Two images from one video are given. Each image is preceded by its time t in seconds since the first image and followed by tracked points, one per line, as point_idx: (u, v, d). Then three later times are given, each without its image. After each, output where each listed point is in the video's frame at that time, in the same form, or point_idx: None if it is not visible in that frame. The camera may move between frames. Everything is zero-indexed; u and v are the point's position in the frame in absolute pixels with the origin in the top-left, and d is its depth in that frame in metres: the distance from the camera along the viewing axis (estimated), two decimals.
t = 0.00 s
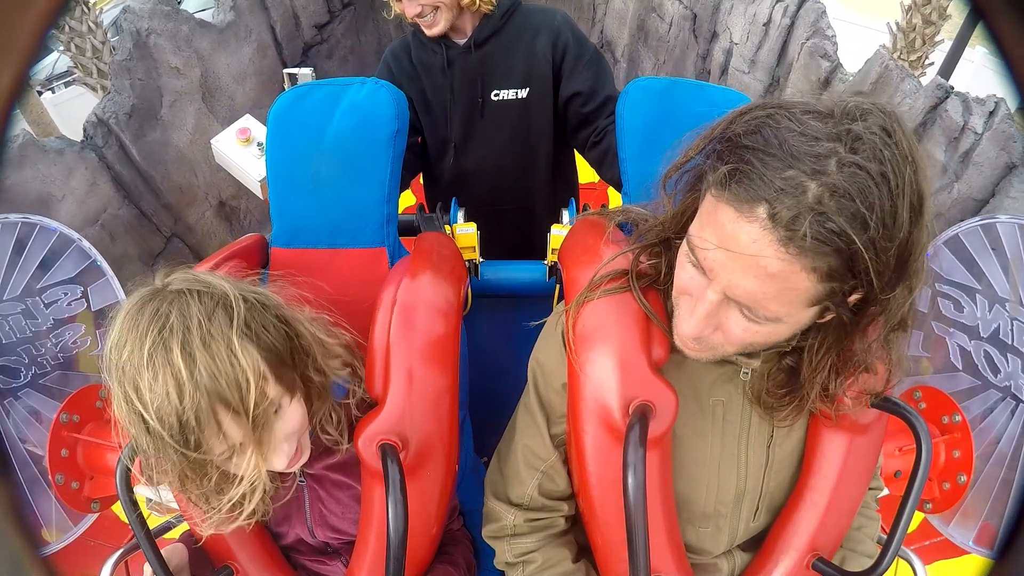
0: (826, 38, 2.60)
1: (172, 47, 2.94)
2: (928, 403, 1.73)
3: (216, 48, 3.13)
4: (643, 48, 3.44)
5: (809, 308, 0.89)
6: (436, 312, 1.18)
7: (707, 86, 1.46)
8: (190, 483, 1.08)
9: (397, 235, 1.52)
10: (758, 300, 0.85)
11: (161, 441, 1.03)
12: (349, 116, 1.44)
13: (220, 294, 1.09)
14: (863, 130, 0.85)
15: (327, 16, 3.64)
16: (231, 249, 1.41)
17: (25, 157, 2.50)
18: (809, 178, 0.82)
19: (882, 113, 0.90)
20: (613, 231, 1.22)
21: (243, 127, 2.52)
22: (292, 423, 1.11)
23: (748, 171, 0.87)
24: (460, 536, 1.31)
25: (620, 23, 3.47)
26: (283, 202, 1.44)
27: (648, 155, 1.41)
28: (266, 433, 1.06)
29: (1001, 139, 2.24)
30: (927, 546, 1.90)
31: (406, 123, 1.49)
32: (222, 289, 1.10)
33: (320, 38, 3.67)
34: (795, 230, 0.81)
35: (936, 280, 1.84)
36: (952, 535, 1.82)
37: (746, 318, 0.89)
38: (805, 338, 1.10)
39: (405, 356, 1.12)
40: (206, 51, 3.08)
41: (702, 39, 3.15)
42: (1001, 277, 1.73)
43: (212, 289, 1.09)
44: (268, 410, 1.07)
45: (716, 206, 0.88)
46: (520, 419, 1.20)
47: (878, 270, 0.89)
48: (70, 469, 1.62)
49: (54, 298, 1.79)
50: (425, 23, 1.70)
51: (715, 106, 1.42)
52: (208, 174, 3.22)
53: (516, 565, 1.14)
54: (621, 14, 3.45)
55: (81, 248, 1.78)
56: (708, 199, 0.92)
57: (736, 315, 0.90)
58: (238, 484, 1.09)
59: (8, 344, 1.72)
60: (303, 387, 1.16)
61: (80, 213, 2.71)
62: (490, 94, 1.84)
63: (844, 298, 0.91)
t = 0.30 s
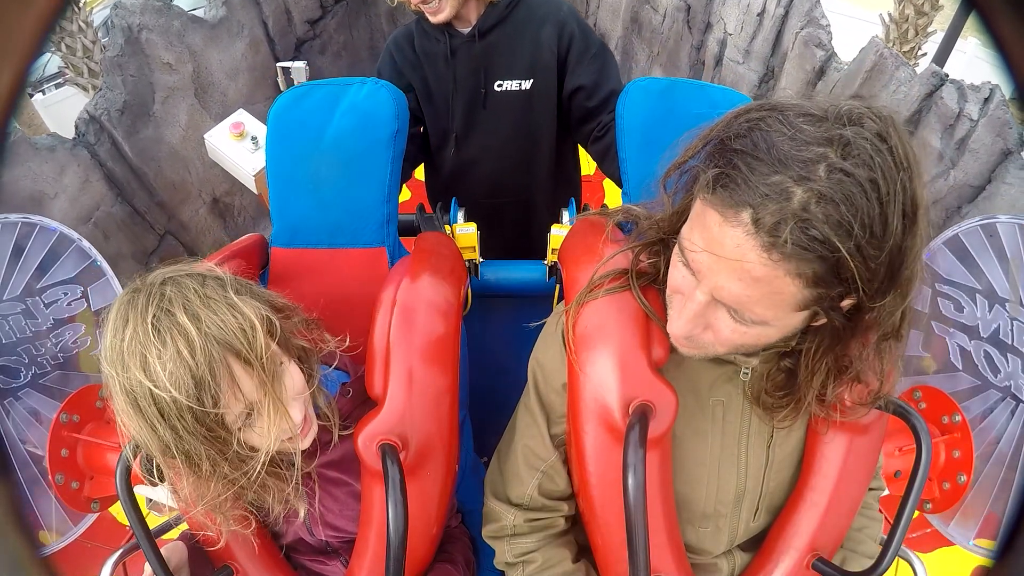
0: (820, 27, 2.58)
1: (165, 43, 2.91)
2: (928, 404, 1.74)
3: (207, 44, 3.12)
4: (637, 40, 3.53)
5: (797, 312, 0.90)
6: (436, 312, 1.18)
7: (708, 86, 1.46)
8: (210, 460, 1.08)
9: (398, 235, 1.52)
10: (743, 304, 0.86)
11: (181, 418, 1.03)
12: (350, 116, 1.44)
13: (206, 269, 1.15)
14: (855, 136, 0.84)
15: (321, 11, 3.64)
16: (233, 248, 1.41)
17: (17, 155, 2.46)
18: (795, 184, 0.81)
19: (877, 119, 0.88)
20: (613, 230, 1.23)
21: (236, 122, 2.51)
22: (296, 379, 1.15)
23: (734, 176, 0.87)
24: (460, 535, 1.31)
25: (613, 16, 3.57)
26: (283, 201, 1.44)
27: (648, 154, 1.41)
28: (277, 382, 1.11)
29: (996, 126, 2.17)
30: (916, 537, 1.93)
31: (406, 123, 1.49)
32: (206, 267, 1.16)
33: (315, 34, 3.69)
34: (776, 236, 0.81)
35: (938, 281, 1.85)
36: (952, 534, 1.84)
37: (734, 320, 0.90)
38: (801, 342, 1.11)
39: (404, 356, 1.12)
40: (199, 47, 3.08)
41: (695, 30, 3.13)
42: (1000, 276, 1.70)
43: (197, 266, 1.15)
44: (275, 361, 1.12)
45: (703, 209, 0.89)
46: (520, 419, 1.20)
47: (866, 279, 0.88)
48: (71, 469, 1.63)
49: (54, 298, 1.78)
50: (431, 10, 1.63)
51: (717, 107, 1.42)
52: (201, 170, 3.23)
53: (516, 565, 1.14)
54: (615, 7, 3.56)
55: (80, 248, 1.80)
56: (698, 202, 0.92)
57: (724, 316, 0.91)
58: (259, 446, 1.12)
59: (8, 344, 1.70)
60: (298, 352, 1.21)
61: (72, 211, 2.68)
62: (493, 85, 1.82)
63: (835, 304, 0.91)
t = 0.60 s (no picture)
0: (822, 20, 2.61)
1: (167, 32, 2.93)
2: (928, 404, 1.75)
3: (210, 34, 3.12)
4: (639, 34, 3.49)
5: (794, 313, 0.90)
6: (436, 312, 1.18)
7: (708, 86, 1.46)
8: (212, 456, 1.08)
9: (397, 234, 1.52)
10: (740, 305, 0.86)
11: (186, 413, 1.03)
12: (349, 115, 1.44)
13: (211, 265, 1.16)
14: (851, 137, 0.84)
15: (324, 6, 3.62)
16: (234, 248, 1.41)
17: (19, 143, 2.51)
18: (791, 187, 0.81)
19: (873, 118, 0.88)
20: (613, 230, 1.23)
21: (239, 110, 2.52)
22: (300, 375, 1.16)
23: (729, 179, 0.87)
24: (459, 535, 1.31)
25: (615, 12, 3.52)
26: (283, 201, 1.44)
27: (649, 152, 1.41)
28: (282, 379, 1.11)
29: (999, 117, 2.14)
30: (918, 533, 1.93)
31: (406, 123, 1.49)
32: (211, 263, 1.17)
33: (317, 26, 3.65)
34: (772, 239, 0.81)
35: (938, 281, 1.84)
36: (952, 535, 1.83)
37: (732, 321, 0.90)
38: (801, 343, 1.10)
39: (404, 356, 1.12)
40: (201, 37, 3.09)
41: (698, 23, 3.14)
42: (1001, 276, 1.71)
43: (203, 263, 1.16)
44: (280, 357, 1.12)
45: (699, 213, 0.89)
46: (521, 419, 1.20)
47: (865, 279, 0.88)
48: (70, 469, 1.64)
49: (54, 298, 1.77)
50: None
51: (716, 106, 1.42)
52: (203, 161, 3.18)
53: (516, 565, 1.14)
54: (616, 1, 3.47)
55: (81, 248, 1.79)
56: (694, 206, 0.92)
57: (723, 317, 0.91)
58: (263, 442, 1.12)
59: (8, 344, 1.70)
60: (301, 349, 1.21)
61: (73, 200, 2.70)
62: (506, 75, 1.80)
63: (834, 303, 0.91)
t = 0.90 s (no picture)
0: (829, 16, 2.56)
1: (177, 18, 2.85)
2: (929, 404, 1.80)
3: (221, 22, 3.06)
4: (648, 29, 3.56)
5: (795, 311, 0.89)
6: (436, 312, 1.18)
7: (710, 86, 1.45)
8: (214, 456, 1.08)
9: (397, 234, 1.52)
10: (740, 305, 0.86)
11: (188, 414, 1.03)
12: (349, 114, 1.44)
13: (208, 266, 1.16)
14: (850, 135, 0.84)
15: None
16: (233, 248, 1.40)
17: (26, 121, 2.44)
18: (792, 185, 0.81)
19: (872, 116, 0.88)
20: (613, 229, 1.22)
21: (248, 93, 2.51)
22: (300, 373, 1.16)
23: (730, 178, 0.86)
24: (459, 534, 1.31)
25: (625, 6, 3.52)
26: (283, 200, 1.44)
27: (651, 152, 1.41)
28: (282, 377, 1.11)
29: (1004, 113, 2.12)
30: (922, 531, 1.94)
31: (406, 122, 1.49)
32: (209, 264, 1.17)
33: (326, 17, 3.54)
34: (773, 238, 0.81)
35: (938, 280, 1.84)
36: (952, 534, 1.83)
37: (732, 320, 0.90)
38: (801, 340, 1.10)
39: (404, 356, 1.12)
40: (212, 23, 3.02)
41: (706, 19, 3.15)
42: (1000, 275, 1.70)
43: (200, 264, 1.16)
44: (280, 356, 1.12)
45: (700, 213, 0.89)
46: (520, 419, 1.20)
47: (865, 277, 0.88)
48: (70, 468, 1.73)
49: (54, 297, 1.75)
50: None
51: (716, 106, 1.42)
52: (211, 147, 3.13)
53: (515, 565, 1.14)
54: None
55: (80, 247, 1.79)
56: (695, 205, 0.91)
57: (723, 317, 0.90)
58: (265, 441, 1.12)
59: (7, 343, 1.67)
60: (300, 348, 1.21)
61: (80, 181, 2.66)
62: (523, 62, 1.79)
63: (835, 301, 0.90)
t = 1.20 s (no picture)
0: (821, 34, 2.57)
1: (195, 32, 2.83)
2: (929, 404, 1.75)
3: (236, 38, 3.05)
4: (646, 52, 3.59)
5: (793, 305, 0.89)
6: (436, 312, 1.18)
7: (709, 87, 1.45)
8: (205, 460, 1.08)
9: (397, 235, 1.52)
10: (734, 300, 0.86)
11: (179, 417, 1.03)
12: (349, 115, 1.44)
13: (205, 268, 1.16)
14: (836, 126, 0.84)
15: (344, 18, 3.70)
16: (233, 249, 1.40)
17: (43, 126, 2.37)
18: (777, 178, 0.82)
19: (860, 108, 0.88)
20: (612, 229, 1.22)
21: (259, 106, 2.54)
22: (295, 377, 1.16)
23: (716, 174, 0.87)
24: (458, 534, 1.31)
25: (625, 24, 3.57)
26: (283, 200, 1.44)
27: (650, 152, 1.41)
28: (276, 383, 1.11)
29: (993, 118, 2.10)
30: (926, 539, 1.91)
31: (406, 122, 1.49)
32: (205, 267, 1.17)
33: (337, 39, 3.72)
34: (760, 229, 0.81)
35: (937, 281, 1.83)
36: (952, 535, 1.83)
37: (728, 318, 0.90)
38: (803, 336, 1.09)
39: (404, 356, 1.12)
40: (227, 40, 3.00)
41: (703, 41, 3.18)
42: (1001, 276, 1.70)
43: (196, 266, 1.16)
44: (274, 360, 1.12)
45: (690, 211, 0.90)
46: (520, 420, 1.20)
47: (857, 267, 0.88)
48: (70, 469, 1.65)
49: (54, 297, 1.76)
50: None
51: (716, 106, 1.42)
52: (222, 159, 3.11)
53: (514, 565, 1.14)
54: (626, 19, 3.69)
55: (80, 248, 1.78)
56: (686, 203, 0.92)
57: (720, 314, 0.90)
58: (258, 446, 1.12)
59: (7, 344, 1.69)
60: (295, 352, 1.21)
61: (95, 185, 2.59)
62: (528, 75, 1.78)
63: (831, 294, 0.90)
